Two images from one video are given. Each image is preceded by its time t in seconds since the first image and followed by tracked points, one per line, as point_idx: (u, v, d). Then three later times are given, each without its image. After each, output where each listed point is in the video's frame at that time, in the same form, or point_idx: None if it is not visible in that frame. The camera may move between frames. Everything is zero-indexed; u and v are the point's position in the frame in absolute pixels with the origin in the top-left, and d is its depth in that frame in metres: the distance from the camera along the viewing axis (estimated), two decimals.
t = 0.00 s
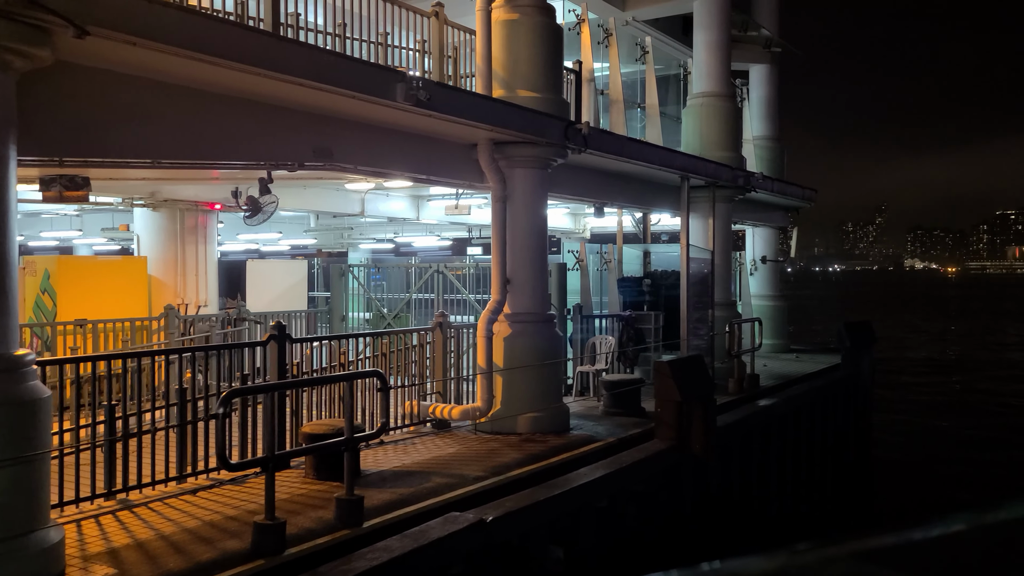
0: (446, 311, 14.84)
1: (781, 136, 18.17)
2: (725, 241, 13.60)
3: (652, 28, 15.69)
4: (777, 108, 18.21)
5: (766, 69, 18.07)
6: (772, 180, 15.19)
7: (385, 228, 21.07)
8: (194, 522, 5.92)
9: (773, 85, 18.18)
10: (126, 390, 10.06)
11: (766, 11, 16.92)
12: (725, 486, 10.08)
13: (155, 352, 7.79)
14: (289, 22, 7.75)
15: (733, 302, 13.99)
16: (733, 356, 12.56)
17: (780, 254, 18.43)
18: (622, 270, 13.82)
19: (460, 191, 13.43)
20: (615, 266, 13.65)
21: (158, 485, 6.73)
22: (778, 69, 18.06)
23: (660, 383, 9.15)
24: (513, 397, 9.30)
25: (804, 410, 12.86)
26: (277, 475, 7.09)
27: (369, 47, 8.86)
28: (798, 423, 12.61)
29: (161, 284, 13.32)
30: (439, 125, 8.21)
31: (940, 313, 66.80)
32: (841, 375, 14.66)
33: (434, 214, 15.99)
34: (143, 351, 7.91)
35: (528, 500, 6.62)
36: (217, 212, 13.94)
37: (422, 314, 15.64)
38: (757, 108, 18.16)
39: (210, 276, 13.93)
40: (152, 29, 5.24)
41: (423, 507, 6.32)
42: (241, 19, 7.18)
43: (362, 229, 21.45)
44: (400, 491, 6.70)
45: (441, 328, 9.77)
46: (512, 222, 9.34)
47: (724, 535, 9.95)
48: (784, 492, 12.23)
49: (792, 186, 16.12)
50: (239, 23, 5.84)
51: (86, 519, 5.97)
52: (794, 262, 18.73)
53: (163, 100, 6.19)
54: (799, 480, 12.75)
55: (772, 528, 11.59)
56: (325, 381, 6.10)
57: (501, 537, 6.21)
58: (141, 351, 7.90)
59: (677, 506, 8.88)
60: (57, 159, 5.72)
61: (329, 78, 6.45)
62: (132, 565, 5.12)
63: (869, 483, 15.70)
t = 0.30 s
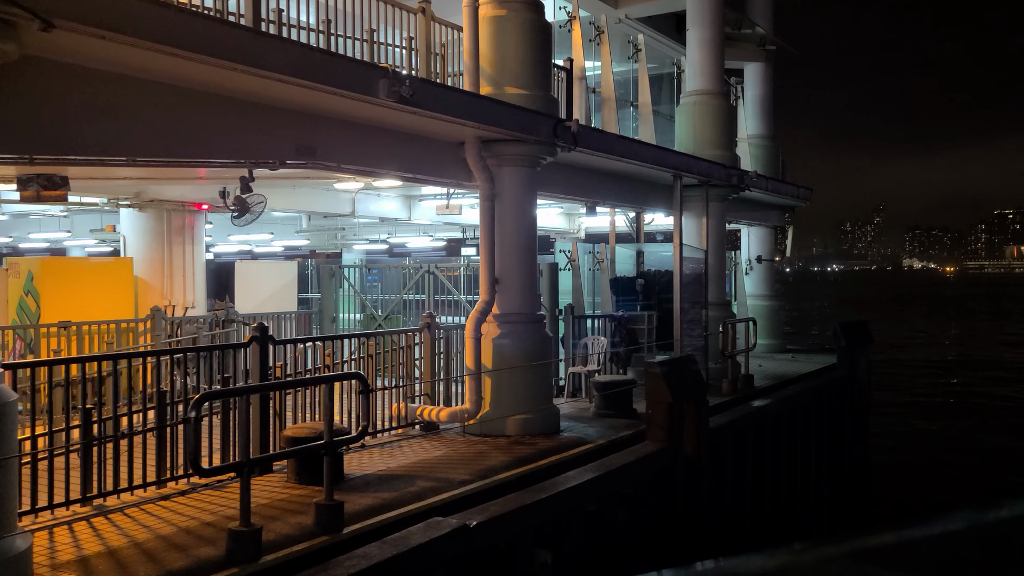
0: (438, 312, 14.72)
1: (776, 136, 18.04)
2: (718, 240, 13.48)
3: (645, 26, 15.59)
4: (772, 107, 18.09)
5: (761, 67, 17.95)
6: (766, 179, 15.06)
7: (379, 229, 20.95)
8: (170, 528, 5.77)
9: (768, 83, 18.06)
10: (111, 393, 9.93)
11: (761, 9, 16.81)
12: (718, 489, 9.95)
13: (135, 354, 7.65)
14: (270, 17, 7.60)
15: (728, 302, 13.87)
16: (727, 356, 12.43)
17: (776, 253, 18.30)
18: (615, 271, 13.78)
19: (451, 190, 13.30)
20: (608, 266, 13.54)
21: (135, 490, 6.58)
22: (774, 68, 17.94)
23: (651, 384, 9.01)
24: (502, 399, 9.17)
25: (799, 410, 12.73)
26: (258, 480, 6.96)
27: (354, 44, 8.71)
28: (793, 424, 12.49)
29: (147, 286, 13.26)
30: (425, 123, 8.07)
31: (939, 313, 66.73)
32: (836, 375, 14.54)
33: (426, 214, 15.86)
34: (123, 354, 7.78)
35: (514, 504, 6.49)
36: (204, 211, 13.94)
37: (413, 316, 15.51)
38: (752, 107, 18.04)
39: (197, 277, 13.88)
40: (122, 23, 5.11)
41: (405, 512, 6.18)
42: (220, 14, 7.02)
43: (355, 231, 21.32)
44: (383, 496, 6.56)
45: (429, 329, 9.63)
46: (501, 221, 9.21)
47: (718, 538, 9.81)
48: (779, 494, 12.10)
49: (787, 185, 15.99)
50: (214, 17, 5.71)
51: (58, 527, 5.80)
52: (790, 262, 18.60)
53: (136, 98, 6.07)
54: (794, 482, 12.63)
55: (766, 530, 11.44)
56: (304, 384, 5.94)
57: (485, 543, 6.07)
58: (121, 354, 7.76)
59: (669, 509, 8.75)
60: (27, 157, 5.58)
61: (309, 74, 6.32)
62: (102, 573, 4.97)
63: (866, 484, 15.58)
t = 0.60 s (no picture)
0: (430, 314, 14.58)
1: (773, 136, 17.90)
2: (713, 241, 13.34)
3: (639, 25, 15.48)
4: (768, 107, 17.97)
5: (756, 67, 17.82)
6: (762, 179, 14.93)
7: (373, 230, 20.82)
8: (144, 537, 5.62)
9: (764, 83, 17.93)
10: (95, 397, 9.78)
11: (757, 8, 16.67)
12: (711, 494, 9.80)
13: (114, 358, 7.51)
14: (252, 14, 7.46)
15: (722, 303, 13.73)
16: (721, 359, 12.28)
17: (772, 255, 18.16)
18: (608, 273, 13.41)
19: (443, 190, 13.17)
20: (601, 267, 13.41)
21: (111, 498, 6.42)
22: (769, 68, 17.82)
23: (642, 387, 8.86)
24: (491, 402, 9.03)
25: (795, 412, 12.58)
26: (237, 487, 6.82)
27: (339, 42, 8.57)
28: (788, 426, 12.34)
29: (133, 288, 13.24)
30: (411, 122, 7.93)
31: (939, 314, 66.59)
32: (832, 377, 14.40)
33: (419, 215, 15.72)
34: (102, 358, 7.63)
35: (499, 511, 6.33)
36: (192, 212, 13.91)
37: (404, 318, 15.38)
38: (748, 107, 17.91)
39: (185, 279, 13.84)
40: (90, 17, 4.97)
41: (386, 519, 6.03)
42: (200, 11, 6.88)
43: (349, 233, 21.19)
44: (366, 502, 6.41)
45: (417, 332, 9.49)
46: (490, 222, 9.06)
47: (711, 544, 9.66)
48: (774, 498, 11.96)
49: (782, 186, 15.84)
50: (188, 12, 5.57)
51: (29, 535, 5.66)
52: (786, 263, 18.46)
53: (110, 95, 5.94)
54: (790, 486, 12.47)
55: (762, 535, 11.29)
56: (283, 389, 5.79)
57: (469, 551, 5.92)
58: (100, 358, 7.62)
59: (661, 515, 8.60)
60: None
61: (288, 71, 6.18)
62: None
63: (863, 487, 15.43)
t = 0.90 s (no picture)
0: (421, 315, 14.43)
1: (768, 136, 17.75)
2: (707, 241, 13.18)
3: (633, 23, 15.33)
4: (764, 107, 17.82)
5: (752, 66, 17.67)
6: (757, 179, 14.77)
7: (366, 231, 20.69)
8: (114, 545, 5.45)
9: (759, 83, 17.79)
10: (75, 398, 9.62)
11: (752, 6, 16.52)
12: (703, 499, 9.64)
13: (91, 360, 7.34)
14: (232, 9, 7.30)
15: (716, 304, 13.57)
16: (715, 360, 12.12)
17: (768, 255, 18.00)
18: (601, 273, 13.34)
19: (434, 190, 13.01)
20: (594, 267, 13.24)
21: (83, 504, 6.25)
22: (765, 67, 17.67)
23: (633, 389, 8.69)
24: (479, 405, 8.88)
25: (789, 415, 12.43)
26: (214, 492, 6.67)
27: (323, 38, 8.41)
28: (782, 428, 12.19)
29: (119, 289, 13.13)
30: (395, 119, 7.76)
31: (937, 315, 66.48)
32: (828, 379, 14.24)
33: (411, 215, 15.57)
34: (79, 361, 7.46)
35: (482, 518, 6.17)
36: (178, 211, 13.79)
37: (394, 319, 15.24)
38: (744, 106, 17.77)
39: (171, 279, 13.73)
40: (56, 9, 4.81)
41: (366, 527, 5.87)
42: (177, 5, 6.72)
43: (343, 233, 21.05)
44: (346, 509, 6.26)
45: (404, 333, 9.33)
46: (477, 222, 8.91)
47: (703, 549, 9.51)
48: (767, 502, 11.80)
49: (778, 186, 15.68)
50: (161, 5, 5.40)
51: None
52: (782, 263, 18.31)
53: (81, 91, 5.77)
54: (783, 489, 12.32)
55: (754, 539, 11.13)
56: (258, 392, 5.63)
57: (450, 559, 5.76)
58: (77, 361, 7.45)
59: (651, 520, 8.44)
60: None
61: (267, 66, 6.02)
62: None
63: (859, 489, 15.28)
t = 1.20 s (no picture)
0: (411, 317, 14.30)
1: (763, 136, 17.62)
2: (700, 242, 13.04)
3: (626, 23, 15.19)
4: (758, 107, 17.69)
5: (747, 66, 17.54)
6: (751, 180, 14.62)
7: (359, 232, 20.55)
8: (82, 555, 5.30)
9: (754, 83, 17.66)
10: (56, 402, 9.46)
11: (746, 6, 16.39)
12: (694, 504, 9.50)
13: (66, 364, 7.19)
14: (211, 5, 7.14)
15: (709, 306, 13.43)
16: (707, 363, 11.97)
17: (762, 257, 17.87)
18: (591, 274, 13.11)
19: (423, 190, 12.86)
20: (586, 268, 13.09)
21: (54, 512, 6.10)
22: (760, 67, 17.54)
23: (622, 393, 8.54)
24: (465, 409, 8.73)
25: (783, 417, 12.29)
26: (190, 499, 6.54)
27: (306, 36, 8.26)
28: (775, 431, 12.05)
29: (103, 290, 13.01)
30: (379, 118, 7.62)
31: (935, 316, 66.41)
32: (822, 381, 14.11)
33: (402, 215, 15.41)
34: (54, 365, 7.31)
35: (463, 526, 6.01)
36: (164, 212, 13.69)
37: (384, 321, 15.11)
38: (738, 107, 17.65)
39: (157, 281, 13.63)
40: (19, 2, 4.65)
41: (343, 535, 5.72)
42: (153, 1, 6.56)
43: (335, 234, 20.91)
44: (324, 517, 6.10)
45: (390, 336, 9.18)
46: (464, 223, 8.77)
47: (694, 554, 9.36)
48: (760, 506, 11.65)
49: (773, 187, 15.53)
50: None
51: None
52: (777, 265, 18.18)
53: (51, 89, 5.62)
54: (777, 492, 12.18)
55: (747, 544, 10.98)
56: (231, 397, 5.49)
57: (429, 568, 5.60)
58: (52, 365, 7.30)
59: (640, 526, 8.29)
60: None
61: (243, 64, 5.87)
62: None
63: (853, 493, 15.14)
